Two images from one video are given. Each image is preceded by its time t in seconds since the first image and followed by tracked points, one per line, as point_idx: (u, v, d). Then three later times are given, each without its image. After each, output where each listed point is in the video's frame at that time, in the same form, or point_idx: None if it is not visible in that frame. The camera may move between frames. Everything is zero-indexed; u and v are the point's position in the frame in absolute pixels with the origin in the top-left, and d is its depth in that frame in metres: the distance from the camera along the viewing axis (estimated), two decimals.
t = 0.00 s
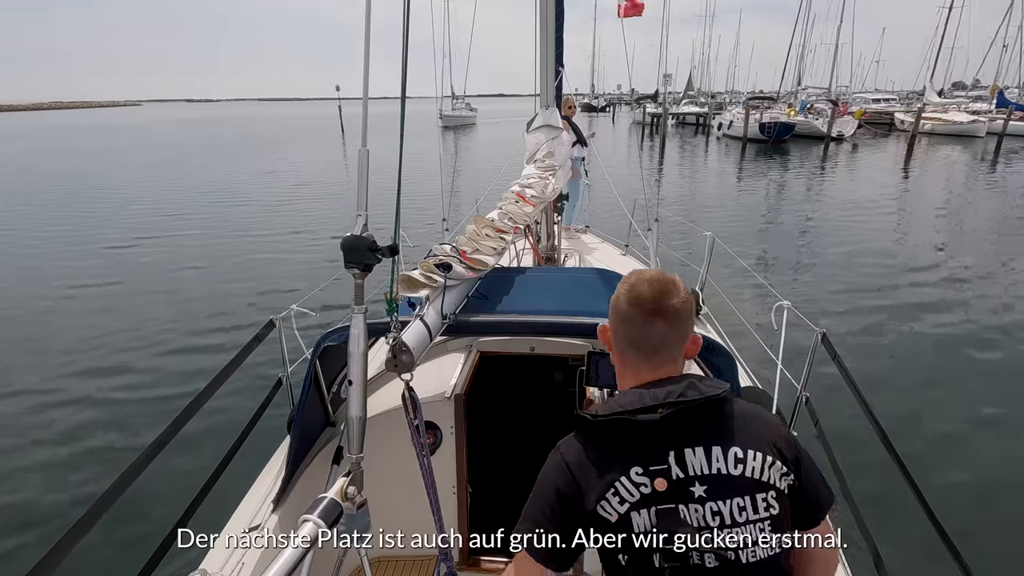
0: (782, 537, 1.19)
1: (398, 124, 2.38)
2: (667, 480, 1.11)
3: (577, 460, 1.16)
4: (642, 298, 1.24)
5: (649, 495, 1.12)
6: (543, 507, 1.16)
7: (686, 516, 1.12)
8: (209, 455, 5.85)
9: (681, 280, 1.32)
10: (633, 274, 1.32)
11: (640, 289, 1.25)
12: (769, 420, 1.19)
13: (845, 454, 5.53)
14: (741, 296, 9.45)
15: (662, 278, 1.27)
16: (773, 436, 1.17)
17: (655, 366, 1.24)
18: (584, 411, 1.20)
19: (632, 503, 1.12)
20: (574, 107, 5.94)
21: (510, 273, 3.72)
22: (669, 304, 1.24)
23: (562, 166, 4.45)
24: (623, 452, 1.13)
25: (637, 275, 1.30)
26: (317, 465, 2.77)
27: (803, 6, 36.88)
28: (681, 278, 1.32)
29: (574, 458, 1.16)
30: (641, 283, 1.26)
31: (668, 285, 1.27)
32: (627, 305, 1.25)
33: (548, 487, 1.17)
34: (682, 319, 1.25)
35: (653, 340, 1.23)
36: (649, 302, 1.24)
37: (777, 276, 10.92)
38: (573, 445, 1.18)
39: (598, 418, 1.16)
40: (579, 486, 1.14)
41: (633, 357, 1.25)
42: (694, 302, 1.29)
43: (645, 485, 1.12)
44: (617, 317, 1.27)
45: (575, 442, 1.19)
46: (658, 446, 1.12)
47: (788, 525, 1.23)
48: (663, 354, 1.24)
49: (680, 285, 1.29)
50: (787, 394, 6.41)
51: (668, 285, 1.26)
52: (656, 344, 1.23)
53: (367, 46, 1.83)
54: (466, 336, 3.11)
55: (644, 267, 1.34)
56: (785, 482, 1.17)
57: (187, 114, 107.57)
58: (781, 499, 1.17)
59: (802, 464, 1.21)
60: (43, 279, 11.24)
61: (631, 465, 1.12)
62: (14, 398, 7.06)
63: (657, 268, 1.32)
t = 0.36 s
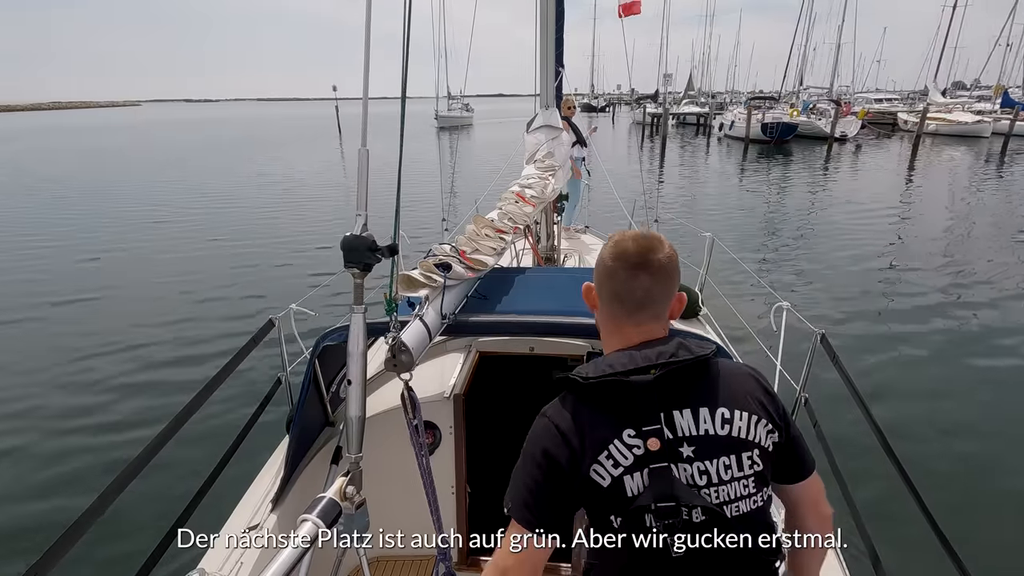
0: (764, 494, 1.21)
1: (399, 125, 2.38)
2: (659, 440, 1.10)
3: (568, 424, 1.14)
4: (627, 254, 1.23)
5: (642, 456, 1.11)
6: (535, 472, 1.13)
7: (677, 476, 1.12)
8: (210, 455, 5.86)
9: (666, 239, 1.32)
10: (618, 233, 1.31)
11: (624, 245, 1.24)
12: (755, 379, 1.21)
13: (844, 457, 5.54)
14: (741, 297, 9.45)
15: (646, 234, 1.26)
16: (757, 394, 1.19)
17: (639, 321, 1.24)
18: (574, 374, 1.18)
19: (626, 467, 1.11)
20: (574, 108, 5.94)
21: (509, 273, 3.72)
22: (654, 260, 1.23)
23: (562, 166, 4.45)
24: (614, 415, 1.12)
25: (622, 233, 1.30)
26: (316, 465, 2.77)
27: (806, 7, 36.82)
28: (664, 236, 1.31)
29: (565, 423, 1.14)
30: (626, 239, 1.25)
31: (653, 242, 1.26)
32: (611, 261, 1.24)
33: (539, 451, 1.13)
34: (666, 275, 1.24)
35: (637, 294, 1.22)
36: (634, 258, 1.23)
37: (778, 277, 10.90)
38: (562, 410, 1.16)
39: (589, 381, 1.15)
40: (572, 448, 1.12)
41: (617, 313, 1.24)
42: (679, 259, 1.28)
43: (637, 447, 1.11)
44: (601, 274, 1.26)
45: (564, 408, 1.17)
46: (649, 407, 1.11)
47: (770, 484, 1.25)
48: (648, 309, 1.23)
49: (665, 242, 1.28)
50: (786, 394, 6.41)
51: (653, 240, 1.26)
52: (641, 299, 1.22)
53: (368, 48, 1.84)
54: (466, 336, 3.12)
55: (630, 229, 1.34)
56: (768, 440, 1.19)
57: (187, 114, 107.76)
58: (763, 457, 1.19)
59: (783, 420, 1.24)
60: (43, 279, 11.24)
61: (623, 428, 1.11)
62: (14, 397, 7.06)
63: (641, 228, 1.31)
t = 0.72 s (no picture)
0: (764, 505, 1.19)
1: (399, 125, 2.38)
2: (660, 447, 1.09)
3: (570, 423, 1.13)
4: (635, 247, 1.19)
5: (641, 462, 1.09)
6: (535, 466, 1.13)
7: (675, 483, 1.11)
8: (210, 454, 5.86)
9: (676, 231, 1.27)
10: (628, 226, 1.26)
11: (633, 238, 1.21)
12: (767, 390, 1.17)
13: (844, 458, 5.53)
14: (740, 298, 9.47)
15: (656, 229, 1.22)
16: (768, 406, 1.15)
17: (647, 317, 1.20)
18: (579, 372, 1.16)
19: (623, 471, 1.10)
20: (574, 109, 5.95)
21: (508, 273, 3.72)
22: (664, 254, 1.19)
23: (562, 166, 4.46)
24: (617, 419, 1.10)
25: (630, 227, 1.25)
26: (315, 465, 2.77)
27: (808, 7, 36.72)
28: (675, 227, 1.26)
29: (567, 421, 1.13)
30: (634, 234, 1.21)
31: (663, 235, 1.22)
32: (619, 258, 1.21)
33: (539, 444, 1.13)
34: (676, 270, 1.20)
35: (646, 290, 1.18)
36: (643, 252, 1.19)
37: (779, 278, 10.89)
38: (566, 406, 1.15)
39: (593, 383, 1.12)
40: (571, 446, 1.12)
41: (625, 307, 1.21)
42: (689, 252, 1.24)
43: (637, 453, 1.09)
44: (609, 267, 1.23)
45: (567, 403, 1.15)
46: (650, 413, 1.09)
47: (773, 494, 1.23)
48: (656, 306, 1.19)
49: (675, 235, 1.24)
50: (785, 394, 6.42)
51: (662, 234, 1.21)
52: (648, 294, 1.19)
53: (367, 49, 1.84)
54: (465, 335, 3.12)
55: (639, 221, 1.29)
56: (775, 454, 1.16)
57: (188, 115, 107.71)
58: (766, 470, 1.16)
59: (794, 433, 1.21)
60: (43, 280, 11.25)
61: (624, 433, 1.09)
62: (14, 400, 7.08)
63: (651, 220, 1.27)
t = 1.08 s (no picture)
0: (788, 538, 1.15)
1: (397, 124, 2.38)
2: (690, 471, 1.05)
3: (598, 435, 1.07)
4: (683, 253, 1.10)
5: (669, 484, 1.06)
6: (559, 475, 1.08)
7: (701, 506, 1.07)
8: (209, 454, 5.85)
9: (723, 233, 1.18)
10: (671, 226, 1.16)
11: (681, 242, 1.11)
12: (815, 423, 1.09)
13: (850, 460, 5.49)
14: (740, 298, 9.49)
15: (704, 231, 1.12)
16: (813, 440, 1.08)
17: (696, 330, 1.11)
18: (613, 384, 1.08)
19: (649, 491, 1.06)
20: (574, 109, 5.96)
21: (508, 274, 3.72)
22: (713, 260, 1.10)
23: (561, 166, 4.46)
24: (649, 441, 1.04)
25: (676, 227, 1.15)
26: (315, 465, 2.77)
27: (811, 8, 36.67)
28: (723, 229, 1.17)
29: (596, 433, 1.07)
30: (682, 236, 1.11)
31: (712, 238, 1.12)
32: (664, 263, 1.11)
33: (564, 455, 1.08)
34: (726, 277, 1.11)
35: (695, 301, 1.10)
36: (691, 258, 1.10)
37: (778, 279, 10.91)
38: (594, 414, 1.09)
39: (626, 399, 1.05)
40: (597, 460, 1.06)
41: (670, 318, 1.12)
42: (738, 258, 1.15)
43: (666, 474, 1.05)
44: (653, 274, 1.13)
45: (595, 411, 1.09)
46: (684, 436, 1.04)
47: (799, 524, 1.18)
48: (705, 317, 1.10)
49: (724, 238, 1.14)
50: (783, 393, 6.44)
51: (712, 238, 1.12)
52: (699, 306, 1.10)
53: (368, 48, 1.85)
54: (464, 336, 3.12)
55: (683, 220, 1.19)
56: (811, 490, 1.10)
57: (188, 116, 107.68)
58: (797, 505, 1.11)
59: (836, 477, 1.13)
60: (44, 282, 11.24)
61: (654, 453, 1.05)
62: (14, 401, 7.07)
63: (697, 221, 1.17)
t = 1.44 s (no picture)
0: (795, 552, 1.15)
1: (396, 125, 2.38)
2: (704, 482, 1.04)
3: (609, 442, 1.05)
4: (699, 257, 1.10)
5: (680, 495, 1.05)
6: (568, 480, 1.06)
7: (710, 517, 1.06)
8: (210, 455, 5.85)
9: (741, 237, 1.17)
10: (686, 228, 1.16)
11: (697, 245, 1.11)
12: (831, 438, 1.08)
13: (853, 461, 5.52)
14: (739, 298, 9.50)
15: (721, 234, 1.12)
16: (828, 456, 1.07)
17: (712, 336, 1.11)
18: (626, 390, 1.07)
19: (660, 501, 1.06)
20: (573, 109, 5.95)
21: (507, 273, 3.71)
22: (731, 263, 1.10)
23: (560, 166, 4.46)
24: (662, 450, 1.03)
25: (693, 229, 1.15)
26: (314, 465, 2.76)
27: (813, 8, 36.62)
28: (739, 233, 1.16)
29: (607, 438, 1.06)
30: (698, 239, 1.12)
31: (729, 242, 1.12)
32: (679, 266, 1.11)
33: (574, 460, 1.06)
34: (745, 281, 1.11)
35: (713, 305, 1.09)
36: (707, 262, 1.10)
37: (779, 279, 10.92)
38: (606, 419, 1.07)
39: (640, 406, 1.04)
40: (607, 467, 1.05)
41: (685, 322, 1.12)
42: (757, 261, 1.14)
43: (678, 485, 1.05)
44: (669, 277, 1.12)
45: (607, 415, 1.08)
46: (698, 447, 1.03)
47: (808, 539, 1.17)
48: (722, 323, 1.10)
49: (741, 242, 1.14)
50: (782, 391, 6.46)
51: (728, 242, 1.11)
52: (717, 311, 1.10)
53: (367, 49, 1.86)
54: (463, 335, 3.12)
55: (699, 223, 1.19)
56: (825, 506, 1.09)
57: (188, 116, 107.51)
58: (808, 521, 1.10)
59: (848, 495, 1.12)
60: (46, 284, 11.26)
61: (666, 462, 1.04)
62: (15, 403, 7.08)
63: (713, 225, 1.17)
